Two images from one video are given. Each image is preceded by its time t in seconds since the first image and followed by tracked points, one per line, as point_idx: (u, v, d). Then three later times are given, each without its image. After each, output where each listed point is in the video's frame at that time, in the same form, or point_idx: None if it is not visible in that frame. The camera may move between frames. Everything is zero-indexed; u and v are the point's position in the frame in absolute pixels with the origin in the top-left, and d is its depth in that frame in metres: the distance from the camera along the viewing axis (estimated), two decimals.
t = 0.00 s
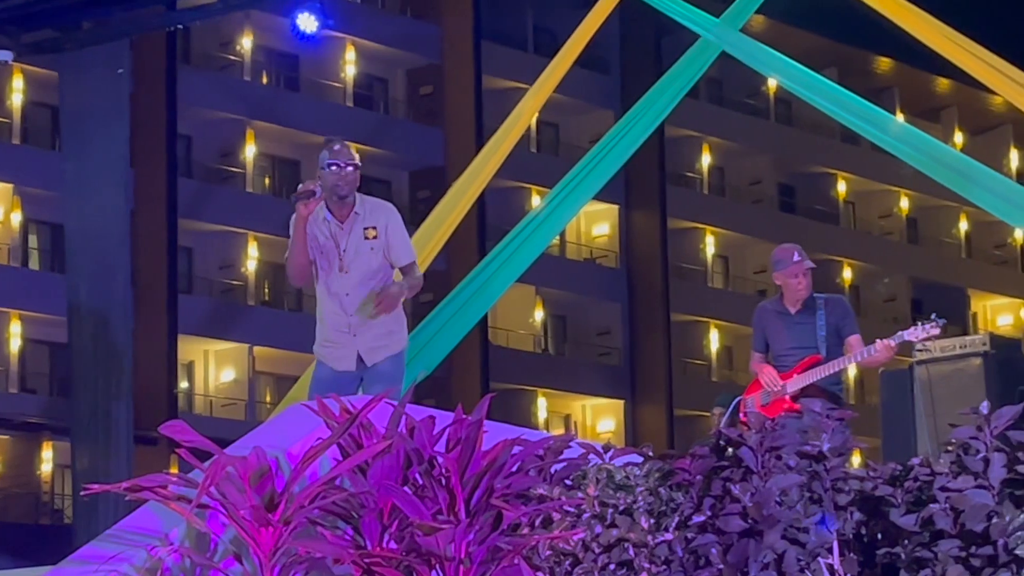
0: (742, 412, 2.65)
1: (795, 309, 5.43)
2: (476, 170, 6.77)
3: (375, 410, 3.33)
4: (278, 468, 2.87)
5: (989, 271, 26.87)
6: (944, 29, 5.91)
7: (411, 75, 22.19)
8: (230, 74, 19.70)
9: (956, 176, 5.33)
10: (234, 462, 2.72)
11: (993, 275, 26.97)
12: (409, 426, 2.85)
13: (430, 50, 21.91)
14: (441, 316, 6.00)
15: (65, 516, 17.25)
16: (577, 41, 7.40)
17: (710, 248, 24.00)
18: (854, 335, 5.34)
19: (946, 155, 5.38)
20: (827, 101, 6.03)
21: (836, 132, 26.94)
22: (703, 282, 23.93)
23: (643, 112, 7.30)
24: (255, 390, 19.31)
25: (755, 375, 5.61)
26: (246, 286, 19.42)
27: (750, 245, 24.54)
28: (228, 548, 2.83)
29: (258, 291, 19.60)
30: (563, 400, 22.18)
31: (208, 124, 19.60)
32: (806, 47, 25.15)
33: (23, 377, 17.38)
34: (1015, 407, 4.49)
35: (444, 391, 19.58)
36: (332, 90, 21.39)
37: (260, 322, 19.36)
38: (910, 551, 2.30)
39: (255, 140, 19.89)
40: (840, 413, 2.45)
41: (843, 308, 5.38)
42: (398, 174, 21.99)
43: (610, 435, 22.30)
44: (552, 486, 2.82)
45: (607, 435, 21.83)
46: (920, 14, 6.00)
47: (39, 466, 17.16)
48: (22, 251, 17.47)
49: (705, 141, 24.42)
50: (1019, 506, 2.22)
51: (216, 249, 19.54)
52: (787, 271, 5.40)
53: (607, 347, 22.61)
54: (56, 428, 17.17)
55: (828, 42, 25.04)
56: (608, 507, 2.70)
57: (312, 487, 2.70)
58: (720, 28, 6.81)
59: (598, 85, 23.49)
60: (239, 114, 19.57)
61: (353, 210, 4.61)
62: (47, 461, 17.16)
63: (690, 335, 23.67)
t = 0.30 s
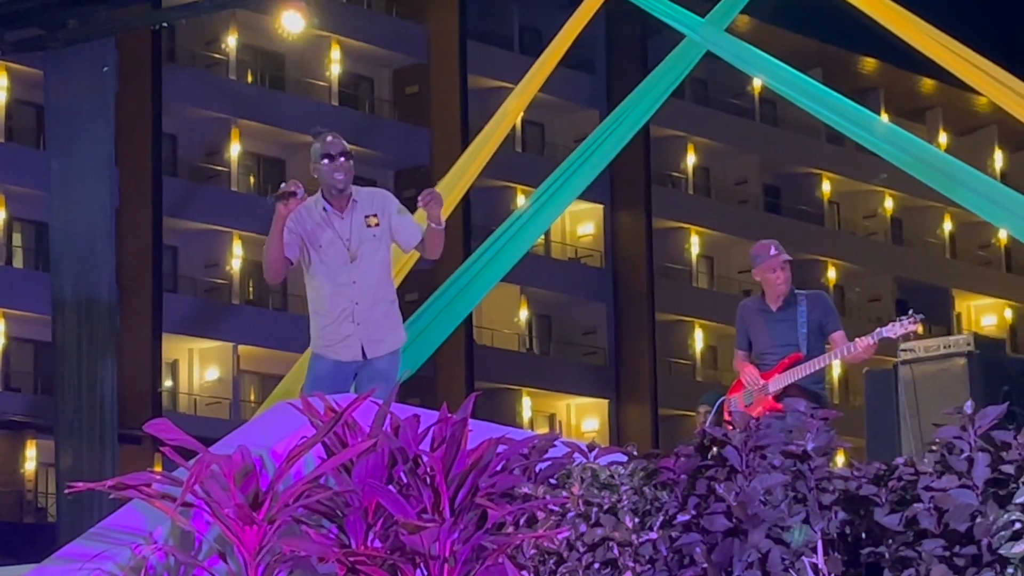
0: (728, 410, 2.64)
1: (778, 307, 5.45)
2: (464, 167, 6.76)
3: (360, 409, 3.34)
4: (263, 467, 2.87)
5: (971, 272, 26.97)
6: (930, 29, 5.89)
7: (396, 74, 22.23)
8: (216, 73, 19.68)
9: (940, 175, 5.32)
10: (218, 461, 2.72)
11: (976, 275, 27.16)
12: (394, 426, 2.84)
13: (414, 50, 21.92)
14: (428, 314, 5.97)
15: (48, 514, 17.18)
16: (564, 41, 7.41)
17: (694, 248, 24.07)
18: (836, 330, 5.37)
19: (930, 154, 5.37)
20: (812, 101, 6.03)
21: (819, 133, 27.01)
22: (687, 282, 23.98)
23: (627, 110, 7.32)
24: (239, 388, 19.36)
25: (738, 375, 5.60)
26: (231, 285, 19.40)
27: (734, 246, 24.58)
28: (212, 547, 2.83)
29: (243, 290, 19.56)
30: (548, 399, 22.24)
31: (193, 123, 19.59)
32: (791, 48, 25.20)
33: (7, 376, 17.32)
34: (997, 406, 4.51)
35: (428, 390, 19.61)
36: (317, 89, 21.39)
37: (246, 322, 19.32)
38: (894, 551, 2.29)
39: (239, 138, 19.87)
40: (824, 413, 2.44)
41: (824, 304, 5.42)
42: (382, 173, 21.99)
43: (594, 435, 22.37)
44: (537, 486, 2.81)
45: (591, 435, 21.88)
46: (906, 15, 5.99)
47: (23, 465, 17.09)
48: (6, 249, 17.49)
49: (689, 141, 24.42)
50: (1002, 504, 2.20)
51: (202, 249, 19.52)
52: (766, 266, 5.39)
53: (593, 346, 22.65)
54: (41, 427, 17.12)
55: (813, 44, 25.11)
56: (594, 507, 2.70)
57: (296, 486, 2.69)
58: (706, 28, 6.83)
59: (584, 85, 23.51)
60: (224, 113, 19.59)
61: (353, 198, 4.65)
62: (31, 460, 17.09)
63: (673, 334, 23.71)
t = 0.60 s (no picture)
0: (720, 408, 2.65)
1: (769, 306, 5.44)
2: (457, 164, 6.75)
3: (353, 407, 3.34)
4: (254, 464, 2.87)
5: (964, 270, 27.01)
6: (917, 25, 5.86)
7: (388, 72, 22.28)
8: (208, 72, 19.68)
9: (932, 173, 5.32)
10: (207, 458, 2.71)
11: (967, 274, 27.20)
12: (386, 423, 2.84)
13: (405, 47, 21.97)
14: (420, 312, 5.99)
15: (40, 512, 17.25)
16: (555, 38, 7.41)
17: (686, 245, 23.98)
18: (830, 330, 5.37)
19: (923, 152, 5.37)
20: (805, 99, 6.03)
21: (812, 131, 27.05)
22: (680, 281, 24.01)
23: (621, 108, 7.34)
24: (233, 387, 19.43)
25: (729, 373, 5.63)
26: (223, 284, 19.44)
27: (728, 244, 24.61)
28: (204, 543, 2.83)
29: (235, 288, 19.63)
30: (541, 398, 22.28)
31: (186, 121, 19.60)
32: (784, 46, 25.26)
33: None
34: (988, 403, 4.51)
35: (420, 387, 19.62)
36: (310, 87, 21.42)
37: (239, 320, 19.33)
38: (886, 549, 2.28)
39: (232, 136, 19.82)
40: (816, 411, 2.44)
41: (818, 305, 5.41)
42: (375, 171, 22.04)
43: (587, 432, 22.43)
44: (529, 483, 2.81)
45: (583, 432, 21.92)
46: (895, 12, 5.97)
47: (15, 463, 17.11)
48: None
49: (682, 140, 24.35)
50: (993, 502, 2.18)
51: (194, 246, 19.53)
52: (759, 268, 5.40)
53: (585, 344, 22.69)
54: (32, 424, 17.13)
55: (805, 42, 25.16)
56: (586, 504, 2.67)
57: (289, 484, 2.70)
58: (699, 26, 6.84)
59: (575, 83, 23.57)
60: (217, 111, 19.55)
61: (335, 199, 4.53)
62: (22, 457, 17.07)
63: (666, 333, 23.71)
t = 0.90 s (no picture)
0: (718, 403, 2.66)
1: (768, 305, 5.46)
2: (453, 162, 6.74)
3: (354, 403, 3.34)
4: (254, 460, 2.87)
5: (963, 268, 27.01)
6: (917, 21, 5.85)
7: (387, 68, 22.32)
8: (207, 68, 19.70)
9: (932, 169, 5.32)
10: (207, 454, 2.71)
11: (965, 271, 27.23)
12: (385, 420, 2.84)
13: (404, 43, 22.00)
14: (417, 310, 5.99)
15: (39, 508, 17.24)
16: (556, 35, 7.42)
17: (684, 242, 24.00)
18: (828, 327, 5.37)
19: (922, 150, 5.37)
20: (804, 96, 6.03)
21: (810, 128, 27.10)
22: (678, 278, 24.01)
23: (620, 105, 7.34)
24: (231, 382, 19.45)
25: (727, 371, 5.64)
26: (221, 279, 19.42)
27: (727, 241, 24.62)
28: (203, 540, 2.84)
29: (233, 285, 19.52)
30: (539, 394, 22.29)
31: (184, 117, 19.61)
32: (782, 42, 25.32)
33: None
34: (986, 399, 4.52)
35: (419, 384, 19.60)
36: (309, 83, 21.44)
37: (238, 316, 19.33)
38: (885, 545, 2.28)
39: (230, 133, 19.82)
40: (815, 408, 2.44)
41: (814, 300, 5.43)
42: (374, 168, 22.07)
43: (584, 429, 22.50)
44: (528, 480, 2.81)
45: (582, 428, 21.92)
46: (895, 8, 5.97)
47: (14, 459, 17.11)
48: None
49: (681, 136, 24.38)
50: (992, 499, 2.19)
51: (193, 242, 19.53)
52: (761, 274, 5.35)
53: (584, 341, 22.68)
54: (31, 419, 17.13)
55: (804, 39, 25.21)
56: (584, 500, 2.68)
57: (288, 479, 2.70)
58: (698, 21, 6.83)
59: (574, 79, 23.60)
60: (215, 107, 19.57)
61: (315, 200, 4.49)
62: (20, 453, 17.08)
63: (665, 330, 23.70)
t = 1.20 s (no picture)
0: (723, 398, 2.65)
1: (771, 298, 5.46)
2: (456, 159, 6.72)
3: (356, 398, 3.33)
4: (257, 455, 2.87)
5: (966, 264, 27.00)
6: (919, 16, 5.85)
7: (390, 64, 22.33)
8: (209, 64, 19.70)
9: (934, 164, 5.31)
10: (211, 449, 2.70)
11: (968, 267, 27.14)
12: (388, 415, 2.83)
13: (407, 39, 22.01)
14: (417, 308, 5.98)
15: (41, 504, 17.26)
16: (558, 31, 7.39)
17: (687, 238, 24.09)
18: (831, 323, 5.39)
19: (925, 145, 5.37)
20: (807, 92, 6.02)
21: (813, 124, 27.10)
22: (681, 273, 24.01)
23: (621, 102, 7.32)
24: (233, 378, 19.27)
25: (732, 367, 5.62)
26: (223, 275, 19.33)
27: (730, 235, 24.62)
28: (207, 535, 2.86)
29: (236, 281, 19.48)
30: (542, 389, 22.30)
31: (186, 112, 19.60)
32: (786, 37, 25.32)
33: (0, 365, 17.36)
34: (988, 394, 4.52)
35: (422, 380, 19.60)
36: (311, 79, 21.44)
37: (241, 311, 19.35)
38: (888, 540, 2.27)
39: (233, 128, 19.78)
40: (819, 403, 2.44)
41: (819, 292, 5.42)
42: (377, 163, 22.08)
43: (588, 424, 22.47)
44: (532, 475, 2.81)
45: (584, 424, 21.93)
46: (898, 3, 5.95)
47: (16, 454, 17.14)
48: None
49: (684, 132, 24.44)
50: (996, 495, 2.18)
51: (195, 238, 19.53)
52: (761, 266, 5.38)
53: (588, 337, 22.67)
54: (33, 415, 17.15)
55: (807, 34, 25.21)
56: (587, 496, 2.68)
57: (291, 475, 2.70)
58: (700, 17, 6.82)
59: (577, 75, 23.61)
60: (217, 103, 19.57)
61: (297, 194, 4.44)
62: (23, 448, 17.11)
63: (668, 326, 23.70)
